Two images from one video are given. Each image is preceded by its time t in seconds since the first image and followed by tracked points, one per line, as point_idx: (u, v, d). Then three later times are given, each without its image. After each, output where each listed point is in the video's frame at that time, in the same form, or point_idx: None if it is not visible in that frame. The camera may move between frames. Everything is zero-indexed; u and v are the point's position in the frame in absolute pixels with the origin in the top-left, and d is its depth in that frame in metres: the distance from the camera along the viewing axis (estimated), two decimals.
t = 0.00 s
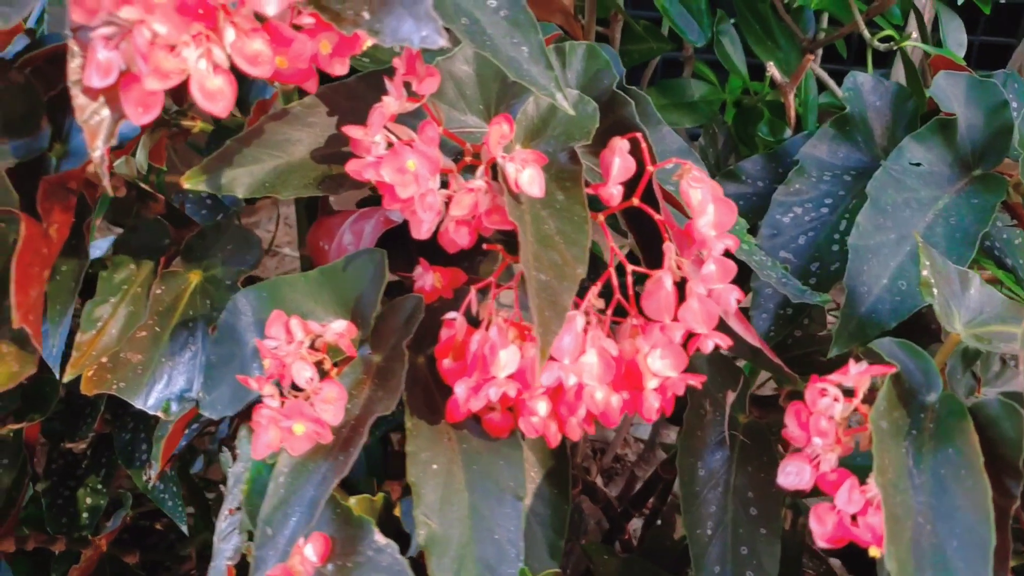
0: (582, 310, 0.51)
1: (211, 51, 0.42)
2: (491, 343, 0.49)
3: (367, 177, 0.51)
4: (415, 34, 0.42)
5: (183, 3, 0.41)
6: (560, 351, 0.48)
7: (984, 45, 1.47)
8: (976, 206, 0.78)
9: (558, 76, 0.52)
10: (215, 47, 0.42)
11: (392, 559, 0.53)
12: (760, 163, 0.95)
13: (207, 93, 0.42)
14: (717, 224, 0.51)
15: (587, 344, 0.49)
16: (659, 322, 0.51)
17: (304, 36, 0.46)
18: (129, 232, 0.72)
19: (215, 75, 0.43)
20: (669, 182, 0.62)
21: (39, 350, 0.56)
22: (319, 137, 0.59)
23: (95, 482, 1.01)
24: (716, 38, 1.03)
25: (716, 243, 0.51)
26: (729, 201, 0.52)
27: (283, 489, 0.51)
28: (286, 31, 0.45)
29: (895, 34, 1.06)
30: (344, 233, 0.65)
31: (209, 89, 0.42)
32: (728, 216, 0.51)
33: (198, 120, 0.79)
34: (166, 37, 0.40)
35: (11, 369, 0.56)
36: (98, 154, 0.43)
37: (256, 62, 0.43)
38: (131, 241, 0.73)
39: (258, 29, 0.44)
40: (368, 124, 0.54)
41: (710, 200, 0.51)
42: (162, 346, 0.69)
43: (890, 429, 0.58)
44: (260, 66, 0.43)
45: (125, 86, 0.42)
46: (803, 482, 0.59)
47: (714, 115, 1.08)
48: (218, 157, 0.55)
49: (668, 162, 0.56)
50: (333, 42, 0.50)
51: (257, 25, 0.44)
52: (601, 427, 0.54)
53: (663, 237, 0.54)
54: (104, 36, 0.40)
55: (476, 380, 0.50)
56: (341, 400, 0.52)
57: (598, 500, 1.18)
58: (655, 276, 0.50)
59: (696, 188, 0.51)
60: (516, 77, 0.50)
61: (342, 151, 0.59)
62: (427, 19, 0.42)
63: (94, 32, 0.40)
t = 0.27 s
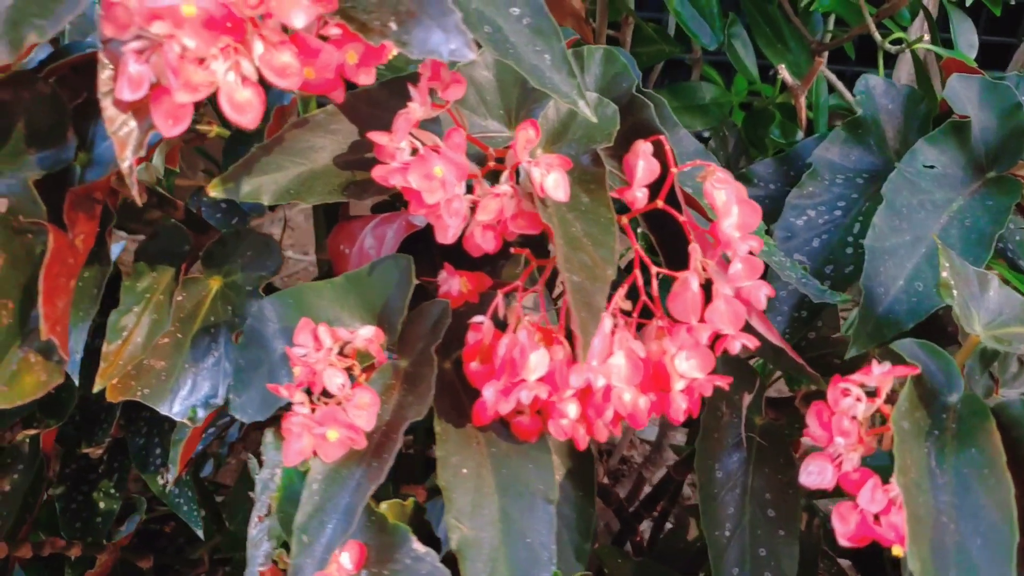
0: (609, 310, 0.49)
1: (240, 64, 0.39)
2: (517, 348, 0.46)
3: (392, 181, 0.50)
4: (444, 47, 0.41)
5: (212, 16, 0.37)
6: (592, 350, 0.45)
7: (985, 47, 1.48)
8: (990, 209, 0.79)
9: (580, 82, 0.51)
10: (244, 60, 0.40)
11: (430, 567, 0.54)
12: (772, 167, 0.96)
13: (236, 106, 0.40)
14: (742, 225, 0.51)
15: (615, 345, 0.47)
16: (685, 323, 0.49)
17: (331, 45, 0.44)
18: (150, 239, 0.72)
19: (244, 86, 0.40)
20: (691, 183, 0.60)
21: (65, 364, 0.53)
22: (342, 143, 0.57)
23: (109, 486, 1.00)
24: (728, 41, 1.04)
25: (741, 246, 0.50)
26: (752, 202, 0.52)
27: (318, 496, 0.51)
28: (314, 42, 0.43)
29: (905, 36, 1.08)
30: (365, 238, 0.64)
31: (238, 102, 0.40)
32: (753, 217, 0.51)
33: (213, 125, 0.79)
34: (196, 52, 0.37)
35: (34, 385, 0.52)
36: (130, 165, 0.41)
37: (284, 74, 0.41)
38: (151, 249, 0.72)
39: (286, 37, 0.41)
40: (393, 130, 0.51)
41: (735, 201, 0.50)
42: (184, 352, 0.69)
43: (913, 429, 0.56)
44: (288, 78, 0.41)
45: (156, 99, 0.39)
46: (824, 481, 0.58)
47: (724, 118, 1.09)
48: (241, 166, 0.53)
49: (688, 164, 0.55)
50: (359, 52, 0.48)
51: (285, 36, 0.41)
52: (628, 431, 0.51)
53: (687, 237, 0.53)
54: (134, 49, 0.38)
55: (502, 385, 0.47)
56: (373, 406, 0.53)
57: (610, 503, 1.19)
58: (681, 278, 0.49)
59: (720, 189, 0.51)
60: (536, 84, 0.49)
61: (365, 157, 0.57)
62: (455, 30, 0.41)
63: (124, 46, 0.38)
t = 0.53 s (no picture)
0: (641, 312, 0.47)
1: (272, 75, 0.38)
2: (548, 349, 0.45)
3: (420, 184, 0.47)
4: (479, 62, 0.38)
5: (247, 26, 0.36)
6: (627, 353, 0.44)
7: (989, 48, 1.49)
8: (1006, 211, 0.78)
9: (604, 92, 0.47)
10: (275, 70, 0.38)
11: (462, 571, 0.54)
12: (783, 170, 0.94)
13: (267, 115, 0.38)
14: (769, 224, 0.49)
15: (646, 346, 0.46)
16: (715, 323, 0.49)
17: (361, 57, 0.43)
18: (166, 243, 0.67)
19: (275, 96, 0.38)
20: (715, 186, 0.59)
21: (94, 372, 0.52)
22: (367, 147, 0.54)
23: (121, 490, 0.99)
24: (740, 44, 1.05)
25: (772, 248, 0.49)
26: (779, 201, 0.50)
27: (348, 501, 0.51)
28: (346, 53, 0.41)
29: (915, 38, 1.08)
30: (388, 242, 0.63)
31: (269, 111, 0.38)
32: (779, 217, 0.50)
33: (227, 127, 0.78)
34: (230, 62, 0.36)
35: (67, 392, 0.51)
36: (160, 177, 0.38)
37: (315, 85, 0.39)
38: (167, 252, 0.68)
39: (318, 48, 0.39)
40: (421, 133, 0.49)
41: (762, 202, 0.49)
42: (202, 355, 0.66)
43: (938, 430, 0.56)
44: (320, 88, 0.39)
45: (188, 108, 0.37)
46: (850, 483, 0.57)
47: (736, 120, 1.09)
48: (267, 173, 0.50)
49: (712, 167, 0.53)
50: (389, 63, 0.45)
51: (316, 48, 0.39)
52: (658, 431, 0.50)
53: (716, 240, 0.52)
54: (167, 57, 0.36)
55: (536, 390, 0.46)
56: (403, 411, 0.53)
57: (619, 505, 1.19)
58: (711, 278, 0.48)
59: (747, 189, 0.49)
60: (563, 96, 0.46)
61: (392, 161, 0.54)
62: (489, 47, 0.38)
63: (156, 53, 0.36)
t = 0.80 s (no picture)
0: (676, 315, 0.48)
1: (310, 82, 0.37)
2: (585, 350, 0.46)
3: (448, 185, 0.46)
4: (521, 76, 0.37)
5: (290, 34, 0.35)
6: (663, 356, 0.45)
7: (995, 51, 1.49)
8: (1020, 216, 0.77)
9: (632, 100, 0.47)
10: (313, 78, 0.37)
11: None
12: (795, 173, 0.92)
13: (303, 124, 0.38)
14: (799, 225, 0.49)
15: (682, 350, 0.46)
16: (749, 326, 0.48)
17: (400, 68, 0.42)
18: (185, 245, 0.66)
19: (313, 104, 0.38)
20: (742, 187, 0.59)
21: (122, 374, 0.51)
22: (394, 150, 0.53)
23: (131, 493, 0.99)
24: (752, 49, 1.05)
25: (800, 247, 0.49)
26: (807, 202, 0.50)
27: (378, 505, 0.51)
28: (385, 64, 0.41)
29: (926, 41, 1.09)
30: (412, 245, 0.63)
31: (306, 120, 0.38)
32: (809, 217, 0.50)
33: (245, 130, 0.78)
34: (269, 70, 0.35)
35: (95, 395, 0.51)
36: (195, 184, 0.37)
37: (353, 95, 0.39)
38: (185, 255, 0.66)
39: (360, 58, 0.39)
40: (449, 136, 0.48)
41: (791, 202, 0.49)
42: (220, 359, 0.64)
43: (961, 435, 0.56)
44: (358, 99, 0.39)
45: (224, 115, 0.37)
46: (875, 489, 0.57)
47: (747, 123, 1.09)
48: (299, 174, 0.50)
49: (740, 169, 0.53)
50: (425, 75, 0.45)
51: (355, 57, 0.39)
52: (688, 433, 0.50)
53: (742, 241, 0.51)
54: (204, 63, 0.35)
55: (572, 391, 0.47)
56: (431, 414, 0.52)
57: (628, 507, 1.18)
58: (744, 281, 0.48)
59: (774, 190, 0.49)
60: (589, 104, 0.45)
61: (418, 163, 0.53)
62: (532, 62, 0.37)
63: (193, 60, 0.35)
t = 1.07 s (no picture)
0: (711, 320, 0.47)
1: (355, 89, 0.38)
2: (620, 354, 0.46)
3: (477, 183, 0.45)
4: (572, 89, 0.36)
5: (340, 41, 0.35)
6: (701, 363, 0.45)
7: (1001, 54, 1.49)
8: None
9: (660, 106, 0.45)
10: (358, 85, 0.38)
11: None
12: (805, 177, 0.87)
13: (348, 130, 0.38)
14: (824, 230, 0.48)
15: (719, 356, 0.46)
16: (782, 329, 0.48)
17: (442, 75, 0.42)
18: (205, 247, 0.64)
19: (357, 111, 0.38)
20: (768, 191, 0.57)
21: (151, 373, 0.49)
22: (422, 151, 0.53)
23: (141, 496, 0.99)
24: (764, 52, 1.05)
25: (826, 251, 0.48)
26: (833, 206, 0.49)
27: (407, 510, 0.51)
28: (429, 71, 0.41)
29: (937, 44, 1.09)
30: (434, 249, 0.63)
31: (350, 127, 0.38)
32: (835, 222, 0.48)
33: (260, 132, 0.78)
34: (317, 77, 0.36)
35: (121, 396, 0.49)
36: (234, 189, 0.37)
37: (398, 102, 0.39)
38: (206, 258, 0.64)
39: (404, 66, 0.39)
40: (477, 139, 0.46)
41: (818, 207, 0.48)
42: (238, 362, 0.62)
43: (987, 441, 0.56)
44: (402, 106, 0.39)
45: (266, 120, 0.37)
46: (898, 493, 0.57)
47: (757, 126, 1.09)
48: (328, 174, 0.49)
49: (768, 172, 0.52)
50: (466, 82, 0.45)
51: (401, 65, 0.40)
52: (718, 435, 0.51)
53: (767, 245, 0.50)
54: (248, 69, 0.36)
55: (607, 395, 0.47)
56: (458, 420, 0.52)
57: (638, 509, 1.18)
58: (776, 285, 0.48)
59: (800, 194, 0.48)
60: (620, 110, 0.43)
61: (446, 165, 0.53)
62: (583, 74, 0.36)
63: (238, 65, 0.36)
